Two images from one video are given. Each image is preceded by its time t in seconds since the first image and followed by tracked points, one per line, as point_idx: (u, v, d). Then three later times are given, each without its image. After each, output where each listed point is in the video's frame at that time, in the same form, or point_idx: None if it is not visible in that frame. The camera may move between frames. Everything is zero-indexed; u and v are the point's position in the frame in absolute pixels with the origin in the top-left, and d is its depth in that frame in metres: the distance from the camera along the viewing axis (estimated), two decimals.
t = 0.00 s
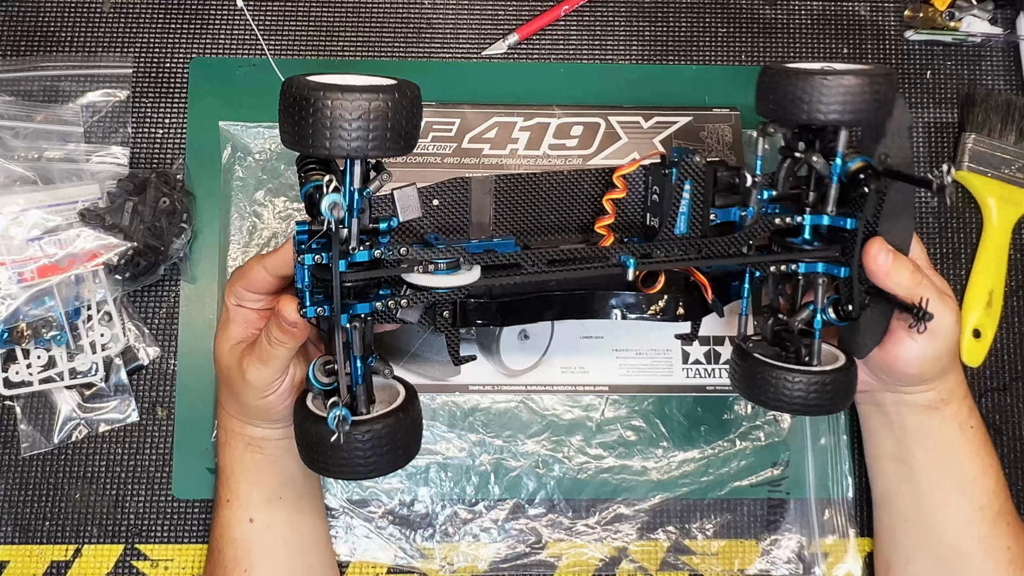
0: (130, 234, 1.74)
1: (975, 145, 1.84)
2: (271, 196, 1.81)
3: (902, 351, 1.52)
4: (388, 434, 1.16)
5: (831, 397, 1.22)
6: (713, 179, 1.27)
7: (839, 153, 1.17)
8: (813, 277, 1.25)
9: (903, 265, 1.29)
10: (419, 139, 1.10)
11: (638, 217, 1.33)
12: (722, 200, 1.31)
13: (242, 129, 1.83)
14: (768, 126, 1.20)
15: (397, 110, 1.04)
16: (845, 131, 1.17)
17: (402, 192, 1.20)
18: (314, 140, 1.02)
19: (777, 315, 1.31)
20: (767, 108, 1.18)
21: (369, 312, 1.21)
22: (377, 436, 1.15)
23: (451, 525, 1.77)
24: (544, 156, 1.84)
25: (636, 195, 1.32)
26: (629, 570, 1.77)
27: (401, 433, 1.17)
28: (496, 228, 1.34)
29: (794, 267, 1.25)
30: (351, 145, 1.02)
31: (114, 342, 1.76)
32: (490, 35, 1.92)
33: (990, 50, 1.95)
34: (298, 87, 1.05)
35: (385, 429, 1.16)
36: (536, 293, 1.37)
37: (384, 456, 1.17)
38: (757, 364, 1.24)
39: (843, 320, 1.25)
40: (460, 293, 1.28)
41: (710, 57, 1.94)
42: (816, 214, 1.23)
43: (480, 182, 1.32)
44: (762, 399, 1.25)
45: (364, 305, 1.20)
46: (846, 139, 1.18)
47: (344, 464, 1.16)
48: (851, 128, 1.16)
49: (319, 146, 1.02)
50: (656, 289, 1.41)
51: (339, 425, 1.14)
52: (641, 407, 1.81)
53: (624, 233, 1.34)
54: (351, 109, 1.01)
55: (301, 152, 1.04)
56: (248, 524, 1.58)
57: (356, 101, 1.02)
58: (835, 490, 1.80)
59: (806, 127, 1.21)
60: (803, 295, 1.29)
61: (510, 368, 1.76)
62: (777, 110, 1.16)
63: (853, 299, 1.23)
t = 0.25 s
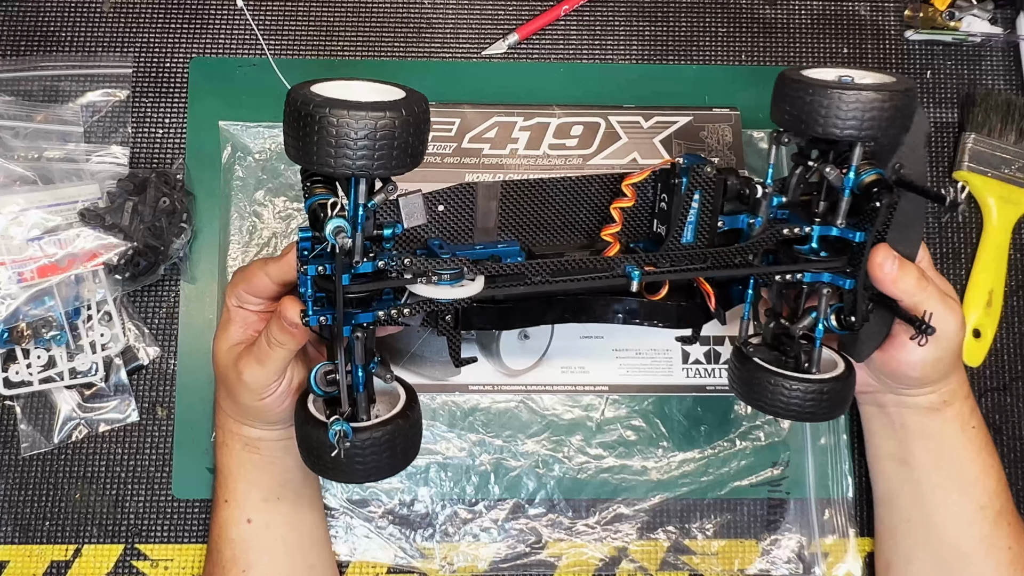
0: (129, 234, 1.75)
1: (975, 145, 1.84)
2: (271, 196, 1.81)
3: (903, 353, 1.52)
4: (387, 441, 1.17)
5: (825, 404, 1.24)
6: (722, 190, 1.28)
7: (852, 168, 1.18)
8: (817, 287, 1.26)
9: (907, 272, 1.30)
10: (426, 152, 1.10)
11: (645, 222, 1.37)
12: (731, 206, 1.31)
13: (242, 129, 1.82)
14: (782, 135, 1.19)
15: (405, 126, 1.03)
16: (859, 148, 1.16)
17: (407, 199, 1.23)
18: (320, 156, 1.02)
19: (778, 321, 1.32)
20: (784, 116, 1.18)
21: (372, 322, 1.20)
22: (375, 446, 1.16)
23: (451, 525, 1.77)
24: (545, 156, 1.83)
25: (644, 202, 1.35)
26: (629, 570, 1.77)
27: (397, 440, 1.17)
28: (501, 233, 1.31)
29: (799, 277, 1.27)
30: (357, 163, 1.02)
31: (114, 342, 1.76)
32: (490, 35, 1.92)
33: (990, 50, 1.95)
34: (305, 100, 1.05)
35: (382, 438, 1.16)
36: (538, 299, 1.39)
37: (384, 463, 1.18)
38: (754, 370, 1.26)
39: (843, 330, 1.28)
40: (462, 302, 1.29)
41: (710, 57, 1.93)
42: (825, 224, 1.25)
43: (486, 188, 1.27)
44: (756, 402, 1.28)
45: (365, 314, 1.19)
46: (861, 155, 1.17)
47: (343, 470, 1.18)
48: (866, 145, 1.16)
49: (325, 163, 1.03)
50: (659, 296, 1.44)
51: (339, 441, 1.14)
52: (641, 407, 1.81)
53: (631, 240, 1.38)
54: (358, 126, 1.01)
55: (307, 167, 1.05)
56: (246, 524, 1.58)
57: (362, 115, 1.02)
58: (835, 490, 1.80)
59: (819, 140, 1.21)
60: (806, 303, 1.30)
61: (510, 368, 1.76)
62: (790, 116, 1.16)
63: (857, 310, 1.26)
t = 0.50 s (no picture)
0: (130, 234, 1.75)
1: (975, 145, 1.82)
2: (271, 196, 1.81)
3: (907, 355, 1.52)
4: (386, 439, 1.19)
5: (822, 407, 1.25)
6: (734, 202, 1.28)
7: (872, 183, 1.15)
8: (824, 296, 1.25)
9: (915, 279, 1.27)
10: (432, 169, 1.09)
11: (654, 231, 1.39)
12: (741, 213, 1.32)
13: (242, 129, 1.82)
14: (801, 146, 1.19)
15: (412, 149, 1.02)
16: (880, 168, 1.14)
17: (413, 205, 1.25)
18: (325, 177, 1.02)
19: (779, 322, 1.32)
20: (805, 128, 1.16)
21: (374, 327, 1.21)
22: (375, 445, 1.18)
23: (451, 525, 1.77)
24: (544, 157, 1.83)
25: (654, 211, 1.38)
26: (629, 570, 1.77)
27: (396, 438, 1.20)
28: (509, 235, 1.37)
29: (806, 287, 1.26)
30: (362, 185, 1.02)
31: (115, 342, 1.76)
32: (490, 35, 1.92)
33: (990, 50, 1.95)
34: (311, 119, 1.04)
35: (382, 438, 1.18)
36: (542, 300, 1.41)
37: (384, 460, 1.21)
38: (752, 373, 1.28)
39: (843, 337, 1.28)
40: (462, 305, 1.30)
41: (710, 57, 1.94)
42: (838, 238, 1.23)
43: (494, 193, 1.33)
44: (751, 402, 1.30)
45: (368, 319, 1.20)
46: (880, 174, 1.15)
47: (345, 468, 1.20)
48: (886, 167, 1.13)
49: (330, 184, 1.03)
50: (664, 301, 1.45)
51: (335, 452, 1.16)
52: (642, 407, 1.81)
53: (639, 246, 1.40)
54: (363, 149, 1.00)
55: (312, 186, 1.04)
56: (245, 524, 1.58)
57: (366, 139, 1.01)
58: (835, 490, 1.81)
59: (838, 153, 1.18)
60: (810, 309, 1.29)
61: (510, 368, 1.76)
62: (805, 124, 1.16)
63: (861, 321, 1.24)
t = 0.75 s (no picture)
0: (130, 234, 1.75)
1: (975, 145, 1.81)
2: (271, 196, 1.81)
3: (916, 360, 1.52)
4: (388, 425, 1.21)
5: (827, 409, 1.25)
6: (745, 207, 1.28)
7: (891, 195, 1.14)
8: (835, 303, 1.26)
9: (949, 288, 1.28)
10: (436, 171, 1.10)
11: (664, 233, 1.40)
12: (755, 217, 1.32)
13: (242, 129, 1.82)
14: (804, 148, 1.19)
15: (416, 154, 1.03)
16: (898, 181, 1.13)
17: (421, 201, 1.28)
18: (330, 180, 1.04)
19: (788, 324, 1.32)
20: (823, 137, 1.17)
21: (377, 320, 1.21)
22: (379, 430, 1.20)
23: (451, 525, 1.77)
24: (544, 156, 1.83)
25: (664, 214, 1.38)
26: (629, 570, 1.77)
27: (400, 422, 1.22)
28: (517, 231, 1.37)
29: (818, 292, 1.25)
30: (366, 187, 1.03)
31: (115, 342, 1.76)
32: (490, 35, 1.92)
33: (990, 50, 1.95)
34: (316, 121, 1.05)
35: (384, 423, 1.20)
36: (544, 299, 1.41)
37: (387, 444, 1.23)
38: (758, 373, 1.28)
39: (853, 344, 1.29)
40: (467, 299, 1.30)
41: (710, 57, 1.93)
42: (852, 246, 1.24)
43: (502, 189, 1.34)
44: (755, 401, 1.31)
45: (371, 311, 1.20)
46: (898, 189, 1.14)
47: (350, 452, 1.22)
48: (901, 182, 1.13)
49: (334, 185, 1.04)
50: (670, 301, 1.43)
51: (333, 442, 1.18)
52: (641, 407, 1.81)
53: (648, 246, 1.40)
54: (367, 152, 1.01)
55: (317, 186, 1.06)
56: (244, 523, 1.57)
57: (370, 140, 1.02)
58: (835, 490, 1.81)
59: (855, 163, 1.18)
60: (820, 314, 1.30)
61: (510, 368, 1.76)
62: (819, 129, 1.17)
63: (871, 330, 1.26)
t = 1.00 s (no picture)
0: (130, 234, 1.75)
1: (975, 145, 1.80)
2: (271, 196, 1.81)
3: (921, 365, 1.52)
4: (387, 413, 1.21)
5: (832, 410, 1.24)
6: (740, 202, 1.29)
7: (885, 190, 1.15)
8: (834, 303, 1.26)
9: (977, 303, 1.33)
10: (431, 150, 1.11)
11: (660, 227, 1.41)
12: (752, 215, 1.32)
13: (242, 129, 1.83)
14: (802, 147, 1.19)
15: (409, 132, 1.04)
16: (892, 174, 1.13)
17: (417, 187, 1.28)
18: (323, 154, 1.05)
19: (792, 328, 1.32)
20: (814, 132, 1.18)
21: (372, 304, 1.23)
22: (377, 418, 1.20)
23: (451, 525, 1.77)
24: (544, 156, 1.83)
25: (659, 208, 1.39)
26: (629, 570, 1.77)
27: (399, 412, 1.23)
28: (512, 224, 1.40)
29: (816, 292, 1.25)
30: (358, 162, 1.04)
31: (114, 342, 1.76)
32: (490, 35, 1.92)
33: (990, 51, 1.95)
34: (311, 95, 1.07)
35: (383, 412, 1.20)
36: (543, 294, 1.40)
37: (385, 435, 1.24)
38: (760, 378, 1.28)
39: (854, 346, 1.29)
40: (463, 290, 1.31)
41: (710, 56, 1.94)
42: (849, 243, 1.23)
43: (499, 179, 1.36)
44: (758, 406, 1.30)
45: (367, 296, 1.21)
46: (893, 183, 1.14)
47: (350, 439, 1.23)
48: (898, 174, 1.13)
49: (327, 159, 1.05)
50: (668, 298, 1.42)
51: (323, 420, 1.17)
52: (641, 407, 1.81)
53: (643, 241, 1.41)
54: (359, 127, 1.02)
55: (310, 160, 1.07)
56: (245, 523, 1.57)
57: (366, 117, 1.03)
58: (835, 490, 1.80)
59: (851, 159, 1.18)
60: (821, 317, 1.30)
61: (510, 368, 1.75)
62: (817, 126, 1.17)
63: (870, 331, 1.26)
